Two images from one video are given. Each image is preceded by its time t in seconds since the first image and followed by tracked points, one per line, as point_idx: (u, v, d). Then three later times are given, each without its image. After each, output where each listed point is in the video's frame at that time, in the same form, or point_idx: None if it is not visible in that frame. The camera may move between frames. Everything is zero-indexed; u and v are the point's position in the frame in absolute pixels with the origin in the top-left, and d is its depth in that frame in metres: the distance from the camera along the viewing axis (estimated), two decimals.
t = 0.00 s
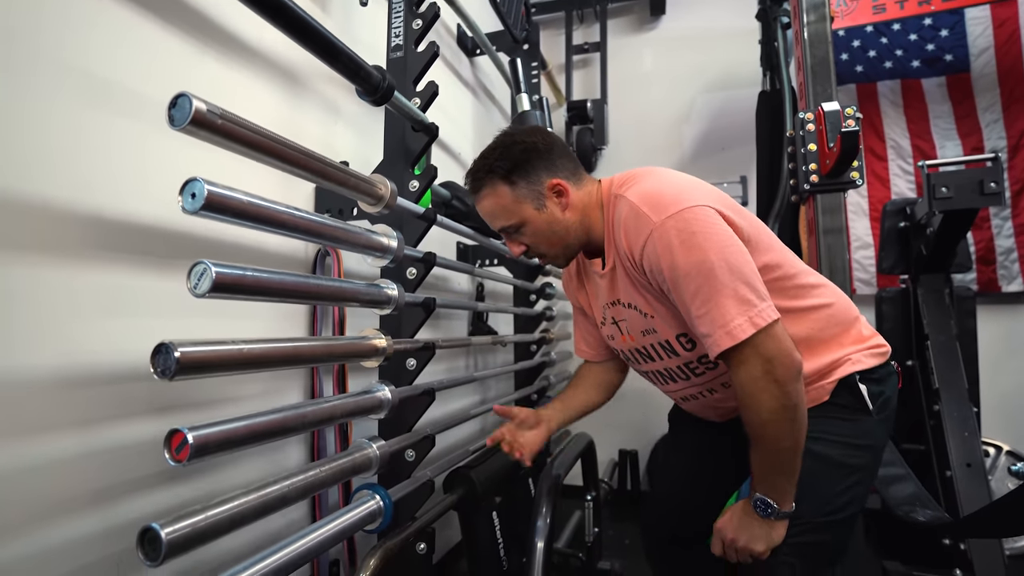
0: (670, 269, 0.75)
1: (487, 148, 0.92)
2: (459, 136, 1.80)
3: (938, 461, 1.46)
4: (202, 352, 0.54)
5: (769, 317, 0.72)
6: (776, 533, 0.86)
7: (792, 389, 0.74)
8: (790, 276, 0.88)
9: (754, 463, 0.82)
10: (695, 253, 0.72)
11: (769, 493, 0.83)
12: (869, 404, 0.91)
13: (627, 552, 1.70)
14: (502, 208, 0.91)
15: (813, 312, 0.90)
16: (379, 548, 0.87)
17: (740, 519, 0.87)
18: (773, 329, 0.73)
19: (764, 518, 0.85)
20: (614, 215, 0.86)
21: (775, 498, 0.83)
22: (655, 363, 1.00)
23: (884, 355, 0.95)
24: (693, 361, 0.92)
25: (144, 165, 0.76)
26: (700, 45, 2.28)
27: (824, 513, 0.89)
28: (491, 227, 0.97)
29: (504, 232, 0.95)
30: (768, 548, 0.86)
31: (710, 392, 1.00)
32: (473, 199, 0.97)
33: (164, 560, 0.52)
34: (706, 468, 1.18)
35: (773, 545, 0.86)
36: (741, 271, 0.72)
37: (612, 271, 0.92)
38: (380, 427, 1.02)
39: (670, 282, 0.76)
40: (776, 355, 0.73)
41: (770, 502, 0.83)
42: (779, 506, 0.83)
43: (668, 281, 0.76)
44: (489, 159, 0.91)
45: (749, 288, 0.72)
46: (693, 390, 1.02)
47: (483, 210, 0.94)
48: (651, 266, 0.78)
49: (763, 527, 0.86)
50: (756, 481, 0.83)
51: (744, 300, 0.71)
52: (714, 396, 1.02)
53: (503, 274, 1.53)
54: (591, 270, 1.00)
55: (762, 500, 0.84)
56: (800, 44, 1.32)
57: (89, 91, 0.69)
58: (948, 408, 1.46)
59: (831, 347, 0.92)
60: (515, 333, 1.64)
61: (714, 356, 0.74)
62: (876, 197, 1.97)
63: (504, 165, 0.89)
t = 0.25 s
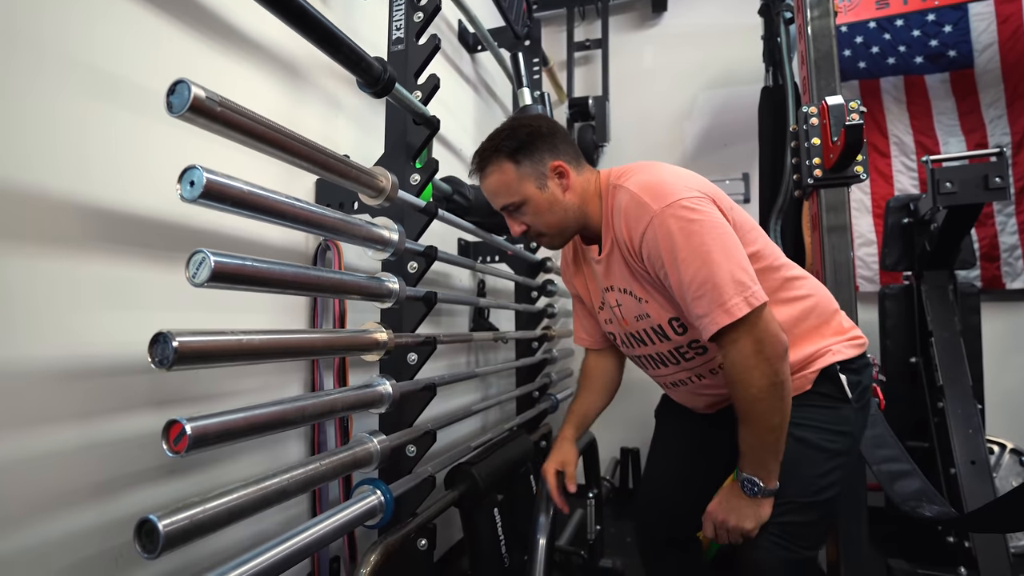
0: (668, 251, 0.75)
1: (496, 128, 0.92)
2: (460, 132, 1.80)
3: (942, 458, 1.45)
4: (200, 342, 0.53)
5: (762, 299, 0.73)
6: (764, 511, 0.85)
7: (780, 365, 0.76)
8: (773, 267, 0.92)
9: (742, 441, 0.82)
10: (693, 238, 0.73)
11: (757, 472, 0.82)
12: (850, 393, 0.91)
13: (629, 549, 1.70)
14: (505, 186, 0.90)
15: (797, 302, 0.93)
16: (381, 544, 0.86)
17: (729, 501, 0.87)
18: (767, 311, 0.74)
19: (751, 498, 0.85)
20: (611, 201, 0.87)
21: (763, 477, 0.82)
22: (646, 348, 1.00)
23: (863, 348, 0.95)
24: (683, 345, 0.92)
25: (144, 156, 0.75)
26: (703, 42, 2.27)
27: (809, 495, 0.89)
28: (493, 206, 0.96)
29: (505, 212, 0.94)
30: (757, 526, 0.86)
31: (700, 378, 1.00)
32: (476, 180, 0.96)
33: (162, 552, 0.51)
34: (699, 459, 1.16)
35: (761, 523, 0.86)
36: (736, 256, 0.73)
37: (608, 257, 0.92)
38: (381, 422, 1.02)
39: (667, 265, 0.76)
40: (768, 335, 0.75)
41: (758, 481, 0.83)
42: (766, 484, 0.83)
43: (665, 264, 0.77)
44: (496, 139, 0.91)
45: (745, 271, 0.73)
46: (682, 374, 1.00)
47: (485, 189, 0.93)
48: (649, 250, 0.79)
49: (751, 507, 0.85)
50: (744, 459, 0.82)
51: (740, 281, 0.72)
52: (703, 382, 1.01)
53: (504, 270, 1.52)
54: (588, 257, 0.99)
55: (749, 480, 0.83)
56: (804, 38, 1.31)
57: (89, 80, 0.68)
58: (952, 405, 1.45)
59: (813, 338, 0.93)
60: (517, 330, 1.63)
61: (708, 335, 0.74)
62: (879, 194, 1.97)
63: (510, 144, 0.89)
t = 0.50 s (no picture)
0: (681, 232, 0.77)
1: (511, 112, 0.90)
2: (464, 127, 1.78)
3: (952, 456, 1.44)
4: (200, 331, 0.51)
5: (770, 277, 0.76)
6: (752, 476, 0.89)
7: (788, 342, 0.79)
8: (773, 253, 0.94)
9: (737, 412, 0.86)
10: (706, 219, 0.75)
11: (748, 440, 0.86)
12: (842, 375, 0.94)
13: (633, 548, 1.69)
14: (524, 168, 0.86)
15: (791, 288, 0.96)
16: (384, 541, 0.85)
17: (721, 467, 0.92)
18: (773, 289, 0.77)
19: (741, 464, 0.89)
20: (619, 186, 0.88)
21: (753, 445, 0.86)
22: (647, 333, 0.99)
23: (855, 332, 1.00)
24: (686, 329, 0.92)
25: (145, 146, 0.74)
26: (707, 37, 2.25)
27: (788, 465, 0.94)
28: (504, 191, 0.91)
29: (520, 196, 0.89)
30: (746, 491, 0.90)
31: (699, 363, 0.99)
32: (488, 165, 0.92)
33: (161, 547, 0.49)
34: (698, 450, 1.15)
35: (750, 489, 0.90)
36: (744, 238, 0.76)
37: (612, 244, 0.92)
38: (385, 416, 1.01)
39: (679, 246, 0.78)
40: (776, 313, 0.77)
41: (748, 449, 0.87)
42: (756, 452, 0.87)
43: (677, 245, 0.78)
44: (514, 120, 0.88)
45: (753, 250, 0.75)
46: (681, 359, 1.00)
47: (499, 172, 0.89)
48: (660, 232, 0.81)
49: (740, 471, 0.89)
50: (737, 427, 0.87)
51: (750, 259, 0.74)
52: (702, 367, 1.00)
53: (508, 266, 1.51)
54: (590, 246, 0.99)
55: (739, 447, 0.88)
56: (811, 30, 1.29)
57: (89, 67, 0.67)
58: (961, 402, 1.43)
59: (809, 321, 0.97)
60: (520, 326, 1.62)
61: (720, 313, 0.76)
62: (885, 189, 1.95)
63: (529, 126, 0.87)
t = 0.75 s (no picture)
0: (704, 248, 0.75)
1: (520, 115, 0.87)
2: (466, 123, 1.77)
3: (959, 453, 1.42)
4: (197, 320, 0.50)
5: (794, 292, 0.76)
6: (758, 483, 0.88)
7: (807, 355, 0.79)
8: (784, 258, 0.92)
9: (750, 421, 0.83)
10: (732, 234, 0.74)
11: (759, 450, 0.84)
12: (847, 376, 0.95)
13: (636, 547, 1.67)
14: (536, 175, 0.84)
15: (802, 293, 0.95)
16: (385, 538, 0.83)
17: (728, 474, 0.89)
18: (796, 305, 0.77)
19: (748, 472, 0.87)
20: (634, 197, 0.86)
21: (765, 455, 0.85)
22: (661, 346, 0.98)
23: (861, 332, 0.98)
24: (705, 340, 0.92)
25: (142, 135, 0.73)
26: (709, 33, 2.24)
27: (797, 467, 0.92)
28: (512, 200, 0.89)
29: (529, 205, 0.87)
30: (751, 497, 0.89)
31: (715, 372, 0.98)
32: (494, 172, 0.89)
33: (157, 541, 0.48)
34: (700, 448, 1.13)
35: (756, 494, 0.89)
36: (768, 253, 0.75)
37: (623, 256, 0.90)
38: (386, 411, 1.00)
39: (704, 262, 0.76)
40: (801, 329, 0.77)
41: (759, 458, 0.85)
42: (766, 461, 0.85)
43: (700, 261, 0.77)
44: (525, 126, 0.85)
45: (776, 265, 0.75)
46: (697, 368, 0.99)
47: (508, 180, 0.86)
48: (682, 246, 0.79)
49: (748, 480, 0.87)
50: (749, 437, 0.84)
51: (775, 275, 0.74)
52: (717, 376, 1.00)
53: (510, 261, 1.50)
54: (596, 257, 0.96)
55: (750, 456, 0.85)
56: (817, 22, 1.28)
57: (84, 53, 0.66)
58: (969, 399, 1.41)
59: (820, 324, 0.95)
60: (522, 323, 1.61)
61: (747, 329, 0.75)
62: (890, 185, 1.94)
63: (541, 132, 0.85)
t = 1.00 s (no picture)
0: (740, 246, 0.74)
1: (549, 90, 0.84)
2: (470, 118, 1.76)
3: (969, 450, 1.41)
4: (205, 306, 0.49)
5: (827, 291, 0.76)
6: (779, 482, 0.88)
7: (837, 355, 0.79)
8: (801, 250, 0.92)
9: (774, 416, 0.84)
10: (769, 232, 0.73)
11: (783, 447, 0.85)
12: (860, 369, 0.94)
13: (642, 544, 1.66)
14: (567, 153, 0.80)
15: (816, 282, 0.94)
16: (392, 532, 0.82)
17: (751, 471, 0.88)
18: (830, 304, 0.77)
19: (772, 470, 0.87)
20: (665, 186, 0.84)
21: (788, 453, 0.85)
22: (679, 339, 0.97)
23: (869, 324, 0.97)
24: (726, 333, 0.92)
25: (146, 123, 0.72)
26: (714, 29, 2.23)
27: (816, 465, 0.92)
28: (535, 179, 0.84)
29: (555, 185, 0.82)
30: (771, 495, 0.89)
31: (733, 363, 0.99)
32: (517, 147, 0.84)
33: (164, 530, 0.47)
34: (707, 443, 1.12)
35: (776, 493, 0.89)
36: (802, 250, 0.75)
37: (645, 245, 0.89)
38: (392, 403, 1.00)
39: (738, 259, 0.75)
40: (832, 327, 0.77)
41: (783, 456, 0.85)
42: (790, 459, 0.86)
43: (734, 259, 0.76)
44: (558, 100, 0.82)
45: (811, 263, 0.75)
46: (714, 361, 0.99)
47: (537, 156, 0.81)
48: (715, 243, 0.78)
49: (770, 477, 0.87)
50: (773, 432, 0.84)
51: (812, 274, 0.74)
52: (735, 367, 1.00)
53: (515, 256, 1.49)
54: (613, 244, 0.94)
55: (774, 454, 0.86)
56: (826, 14, 1.27)
57: (88, 39, 0.65)
58: (978, 395, 1.40)
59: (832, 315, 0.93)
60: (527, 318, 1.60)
61: (781, 327, 0.75)
62: (897, 182, 1.94)
63: (576, 109, 0.82)
